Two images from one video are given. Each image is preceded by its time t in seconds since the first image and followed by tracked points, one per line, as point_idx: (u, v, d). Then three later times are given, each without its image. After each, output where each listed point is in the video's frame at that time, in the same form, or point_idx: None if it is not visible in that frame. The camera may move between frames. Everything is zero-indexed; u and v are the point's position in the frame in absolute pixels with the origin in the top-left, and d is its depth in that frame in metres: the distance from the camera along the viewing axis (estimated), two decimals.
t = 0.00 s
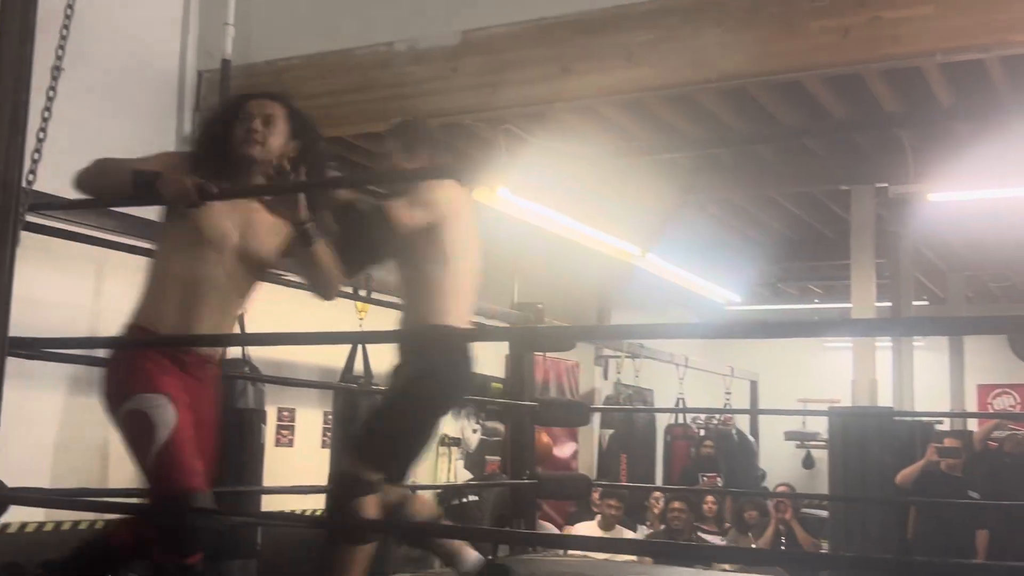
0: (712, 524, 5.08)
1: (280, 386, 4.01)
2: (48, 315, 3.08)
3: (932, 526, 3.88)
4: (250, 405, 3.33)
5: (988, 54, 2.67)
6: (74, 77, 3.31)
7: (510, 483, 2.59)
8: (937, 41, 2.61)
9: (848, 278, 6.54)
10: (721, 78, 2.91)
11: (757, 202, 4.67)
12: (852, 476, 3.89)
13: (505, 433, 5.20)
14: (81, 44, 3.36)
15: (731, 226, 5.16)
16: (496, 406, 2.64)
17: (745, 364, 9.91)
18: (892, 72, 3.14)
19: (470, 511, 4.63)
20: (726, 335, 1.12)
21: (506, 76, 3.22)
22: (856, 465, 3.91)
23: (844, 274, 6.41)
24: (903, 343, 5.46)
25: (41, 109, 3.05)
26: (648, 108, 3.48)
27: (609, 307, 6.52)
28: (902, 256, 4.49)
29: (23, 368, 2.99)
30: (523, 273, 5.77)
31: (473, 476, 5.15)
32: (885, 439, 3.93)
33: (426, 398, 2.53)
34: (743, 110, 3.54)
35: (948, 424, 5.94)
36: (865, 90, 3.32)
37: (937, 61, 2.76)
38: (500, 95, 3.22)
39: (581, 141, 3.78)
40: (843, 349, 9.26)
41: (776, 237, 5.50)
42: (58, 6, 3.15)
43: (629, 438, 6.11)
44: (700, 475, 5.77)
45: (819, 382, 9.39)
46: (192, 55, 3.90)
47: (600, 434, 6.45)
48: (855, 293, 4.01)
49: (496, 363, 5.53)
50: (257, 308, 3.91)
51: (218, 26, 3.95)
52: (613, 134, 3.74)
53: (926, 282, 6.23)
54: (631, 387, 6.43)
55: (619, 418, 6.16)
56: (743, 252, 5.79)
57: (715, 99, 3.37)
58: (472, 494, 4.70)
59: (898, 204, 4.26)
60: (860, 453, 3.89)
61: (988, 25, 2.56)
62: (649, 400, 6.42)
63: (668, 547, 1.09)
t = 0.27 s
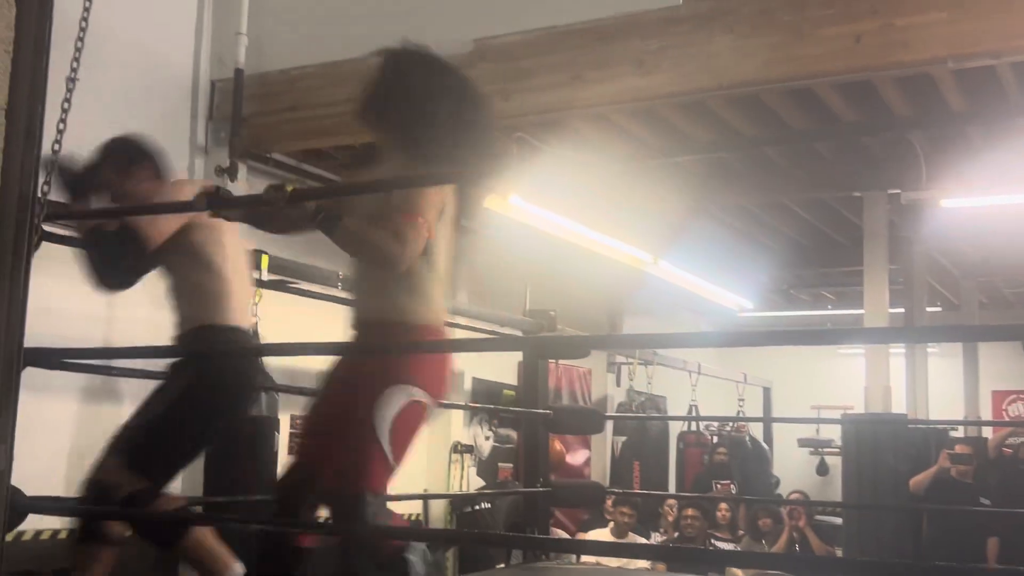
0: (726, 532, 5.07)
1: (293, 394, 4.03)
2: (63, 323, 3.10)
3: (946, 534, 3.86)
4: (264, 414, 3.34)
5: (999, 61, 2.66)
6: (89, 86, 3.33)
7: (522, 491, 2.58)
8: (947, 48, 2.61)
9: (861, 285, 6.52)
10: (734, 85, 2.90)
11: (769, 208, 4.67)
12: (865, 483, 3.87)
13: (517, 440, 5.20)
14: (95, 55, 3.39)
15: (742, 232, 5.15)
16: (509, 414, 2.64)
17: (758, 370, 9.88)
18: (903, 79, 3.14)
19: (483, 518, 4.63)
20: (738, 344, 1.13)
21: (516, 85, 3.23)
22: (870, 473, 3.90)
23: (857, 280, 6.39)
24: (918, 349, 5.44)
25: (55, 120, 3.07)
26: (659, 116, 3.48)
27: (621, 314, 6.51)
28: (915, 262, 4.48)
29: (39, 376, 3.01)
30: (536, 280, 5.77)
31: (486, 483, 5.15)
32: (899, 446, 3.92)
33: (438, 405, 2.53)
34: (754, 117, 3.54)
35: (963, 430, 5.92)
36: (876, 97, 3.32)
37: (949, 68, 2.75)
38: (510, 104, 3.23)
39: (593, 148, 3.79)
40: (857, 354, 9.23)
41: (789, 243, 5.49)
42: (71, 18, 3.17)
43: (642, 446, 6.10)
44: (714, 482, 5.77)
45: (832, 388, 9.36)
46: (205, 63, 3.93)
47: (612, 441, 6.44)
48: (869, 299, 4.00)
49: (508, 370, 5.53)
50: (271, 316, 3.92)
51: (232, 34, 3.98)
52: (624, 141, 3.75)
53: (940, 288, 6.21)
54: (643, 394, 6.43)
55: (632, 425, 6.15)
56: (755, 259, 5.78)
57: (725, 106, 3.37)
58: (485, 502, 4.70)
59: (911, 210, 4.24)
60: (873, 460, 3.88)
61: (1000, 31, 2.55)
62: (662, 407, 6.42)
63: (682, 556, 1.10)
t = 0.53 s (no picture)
0: (737, 539, 5.06)
1: (304, 401, 4.03)
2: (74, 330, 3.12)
3: (958, 542, 3.85)
4: (275, 420, 3.34)
5: (1010, 67, 2.66)
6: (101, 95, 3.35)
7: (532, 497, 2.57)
8: (958, 54, 2.61)
9: (872, 291, 6.50)
10: (745, 92, 2.90)
11: (780, 215, 4.66)
12: (876, 490, 3.86)
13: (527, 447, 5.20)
14: (108, 63, 3.40)
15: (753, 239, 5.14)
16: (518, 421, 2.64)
17: (769, 377, 9.86)
18: (914, 85, 3.13)
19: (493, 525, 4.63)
20: (748, 351, 1.12)
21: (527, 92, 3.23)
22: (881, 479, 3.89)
23: (868, 287, 6.38)
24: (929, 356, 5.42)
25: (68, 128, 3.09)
26: (670, 123, 3.48)
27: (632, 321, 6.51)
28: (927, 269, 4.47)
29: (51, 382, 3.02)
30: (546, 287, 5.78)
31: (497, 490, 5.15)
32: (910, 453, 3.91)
33: (448, 412, 2.53)
34: (765, 123, 3.53)
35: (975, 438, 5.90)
36: (887, 103, 3.31)
37: (959, 74, 2.75)
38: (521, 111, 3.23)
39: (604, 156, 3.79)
40: (868, 361, 9.21)
41: (800, 250, 5.49)
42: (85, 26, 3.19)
43: (653, 453, 6.10)
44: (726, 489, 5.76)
45: (843, 395, 9.33)
46: (216, 72, 3.94)
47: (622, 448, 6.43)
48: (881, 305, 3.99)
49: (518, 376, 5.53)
50: (282, 324, 3.93)
51: (243, 43, 3.99)
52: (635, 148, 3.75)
53: (952, 295, 6.19)
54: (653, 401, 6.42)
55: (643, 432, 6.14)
56: (766, 266, 5.77)
57: (735, 113, 3.37)
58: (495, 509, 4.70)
59: (923, 216, 4.23)
60: (885, 466, 3.87)
61: (1011, 37, 2.55)
62: (673, 414, 6.41)
63: (693, 563, 1.10)
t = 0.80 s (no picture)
0: (743, 546, 5.04)
1: (309, 407, 4.03)
2: (79, 335, 3.12)
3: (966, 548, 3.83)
4: (281, 426, 3.34)
5: (1017, 72, 2.65)
6: (107, 100, 3.35)
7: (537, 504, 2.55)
8: (965, 59, 2.61)
9: (877, 296, 6.50)
10: (751, 97, 2.90)
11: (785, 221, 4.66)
12: (882, 496, 3.85)
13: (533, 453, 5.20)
14: (114, 68, 3.41)
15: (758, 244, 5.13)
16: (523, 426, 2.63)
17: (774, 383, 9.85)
18: (920, 90, 3.13)
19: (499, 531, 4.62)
20: (750, 356, 1.12)
21: (532, 97, 3.23)
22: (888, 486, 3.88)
23: (874, 293, 6.38)
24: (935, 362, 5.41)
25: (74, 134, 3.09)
26: (675, 128, 3.48)
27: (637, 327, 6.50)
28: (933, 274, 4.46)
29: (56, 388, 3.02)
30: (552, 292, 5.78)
31: (502, 496, 5.14)
32: (917, 459, 3.89)
33: (454, 418, 2.52)
34: (771, 129, 3.53)
35: (982, 443, 5.89)
36: (893, 108, 3.31)
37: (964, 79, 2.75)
38: (526, 116, 3.23)
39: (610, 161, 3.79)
40: (874, 367, 9.20)
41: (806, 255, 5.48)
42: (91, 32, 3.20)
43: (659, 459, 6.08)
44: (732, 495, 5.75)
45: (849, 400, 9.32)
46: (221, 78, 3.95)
47: (628, 454, 6.42)
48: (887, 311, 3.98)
49: (523, 382, 5.53)
50: (287, 330, 3.93)
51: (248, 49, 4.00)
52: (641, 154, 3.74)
53: (957, 301, 6.18)
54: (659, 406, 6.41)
55: (649, 438, 6.13)
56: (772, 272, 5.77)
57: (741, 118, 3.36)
58: (500, 514, 4.69)
59: (929, 222, 4.23)
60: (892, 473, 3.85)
61: (1018, 41, 2.54)
62: (678, 420, 6.40)
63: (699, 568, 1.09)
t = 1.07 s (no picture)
0: (743, 549, 5.04)
1: (309, 409, 4.03)
2: (79, 336, 3.12)
3: (965, 551, 3.83)
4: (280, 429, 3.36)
5: (1017, 75, 2.65)
6: (107, 102, 3.35)
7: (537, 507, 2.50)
8: (965, 62, 2.61)
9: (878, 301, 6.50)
10: (751, 99, 2.90)
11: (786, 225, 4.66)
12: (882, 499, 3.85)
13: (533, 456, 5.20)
14: (115, 70, 3.41)
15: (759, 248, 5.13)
16: (523, 430, 2.62)
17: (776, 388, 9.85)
18: (920, 93, 3.13)
19: (499, 535, 4.62)
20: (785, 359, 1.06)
21: (532, 100, 3.23)
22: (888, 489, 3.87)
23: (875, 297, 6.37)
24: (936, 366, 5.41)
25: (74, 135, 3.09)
26: (676, 131, 3.48)
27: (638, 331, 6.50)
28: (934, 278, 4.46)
29: (56, 389, 3.02)
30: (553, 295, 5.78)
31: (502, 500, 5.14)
32: (917, 463, 3.89)
33: (454, 421, 2.50)
34: (772, 132, 3.53)
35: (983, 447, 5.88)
36: (893, 112, 3.31)
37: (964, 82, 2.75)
38: (526, 119, 3.23)
39: (610, 164, 3.79)
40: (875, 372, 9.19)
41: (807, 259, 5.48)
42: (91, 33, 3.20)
43: (659, 462, 6.08)
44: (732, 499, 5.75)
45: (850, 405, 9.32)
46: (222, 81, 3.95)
47: (628, 458, 6.42)
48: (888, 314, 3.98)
49: (524, 385, 5.53)
50: (287, 332, 3.93)
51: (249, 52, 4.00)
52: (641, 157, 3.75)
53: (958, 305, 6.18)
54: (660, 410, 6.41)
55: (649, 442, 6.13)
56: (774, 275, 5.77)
57: (741, 121, 3.36)
58: (500, 517, 4.69)
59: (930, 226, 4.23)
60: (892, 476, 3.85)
61: (1017, 44, 2.54)
62: (679, 424, 6.40)
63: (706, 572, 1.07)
